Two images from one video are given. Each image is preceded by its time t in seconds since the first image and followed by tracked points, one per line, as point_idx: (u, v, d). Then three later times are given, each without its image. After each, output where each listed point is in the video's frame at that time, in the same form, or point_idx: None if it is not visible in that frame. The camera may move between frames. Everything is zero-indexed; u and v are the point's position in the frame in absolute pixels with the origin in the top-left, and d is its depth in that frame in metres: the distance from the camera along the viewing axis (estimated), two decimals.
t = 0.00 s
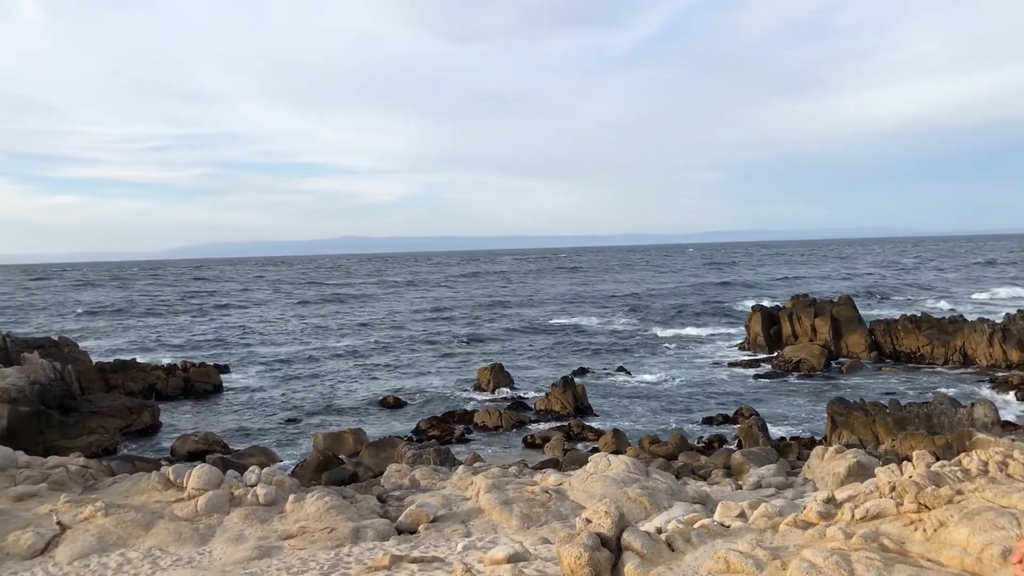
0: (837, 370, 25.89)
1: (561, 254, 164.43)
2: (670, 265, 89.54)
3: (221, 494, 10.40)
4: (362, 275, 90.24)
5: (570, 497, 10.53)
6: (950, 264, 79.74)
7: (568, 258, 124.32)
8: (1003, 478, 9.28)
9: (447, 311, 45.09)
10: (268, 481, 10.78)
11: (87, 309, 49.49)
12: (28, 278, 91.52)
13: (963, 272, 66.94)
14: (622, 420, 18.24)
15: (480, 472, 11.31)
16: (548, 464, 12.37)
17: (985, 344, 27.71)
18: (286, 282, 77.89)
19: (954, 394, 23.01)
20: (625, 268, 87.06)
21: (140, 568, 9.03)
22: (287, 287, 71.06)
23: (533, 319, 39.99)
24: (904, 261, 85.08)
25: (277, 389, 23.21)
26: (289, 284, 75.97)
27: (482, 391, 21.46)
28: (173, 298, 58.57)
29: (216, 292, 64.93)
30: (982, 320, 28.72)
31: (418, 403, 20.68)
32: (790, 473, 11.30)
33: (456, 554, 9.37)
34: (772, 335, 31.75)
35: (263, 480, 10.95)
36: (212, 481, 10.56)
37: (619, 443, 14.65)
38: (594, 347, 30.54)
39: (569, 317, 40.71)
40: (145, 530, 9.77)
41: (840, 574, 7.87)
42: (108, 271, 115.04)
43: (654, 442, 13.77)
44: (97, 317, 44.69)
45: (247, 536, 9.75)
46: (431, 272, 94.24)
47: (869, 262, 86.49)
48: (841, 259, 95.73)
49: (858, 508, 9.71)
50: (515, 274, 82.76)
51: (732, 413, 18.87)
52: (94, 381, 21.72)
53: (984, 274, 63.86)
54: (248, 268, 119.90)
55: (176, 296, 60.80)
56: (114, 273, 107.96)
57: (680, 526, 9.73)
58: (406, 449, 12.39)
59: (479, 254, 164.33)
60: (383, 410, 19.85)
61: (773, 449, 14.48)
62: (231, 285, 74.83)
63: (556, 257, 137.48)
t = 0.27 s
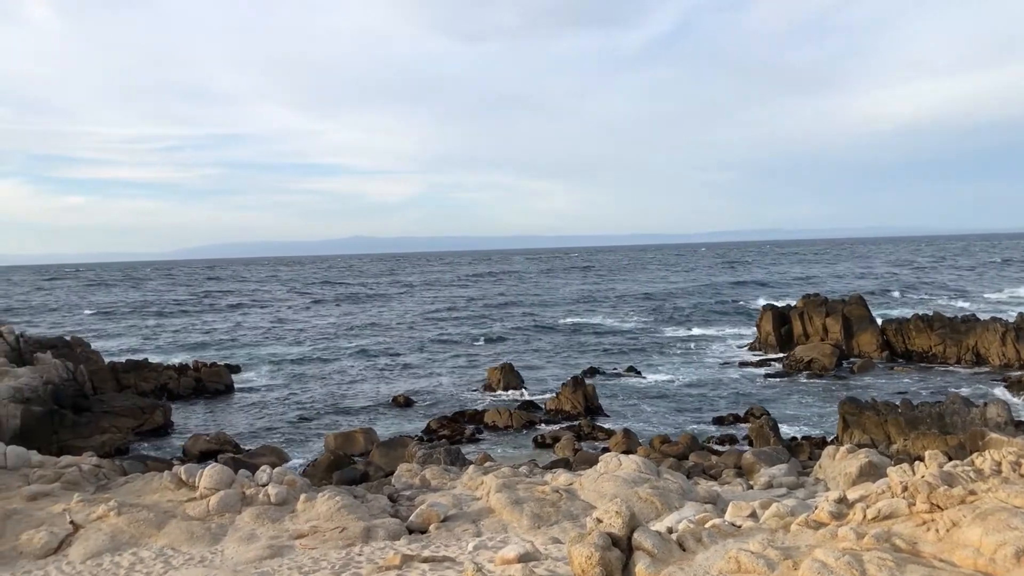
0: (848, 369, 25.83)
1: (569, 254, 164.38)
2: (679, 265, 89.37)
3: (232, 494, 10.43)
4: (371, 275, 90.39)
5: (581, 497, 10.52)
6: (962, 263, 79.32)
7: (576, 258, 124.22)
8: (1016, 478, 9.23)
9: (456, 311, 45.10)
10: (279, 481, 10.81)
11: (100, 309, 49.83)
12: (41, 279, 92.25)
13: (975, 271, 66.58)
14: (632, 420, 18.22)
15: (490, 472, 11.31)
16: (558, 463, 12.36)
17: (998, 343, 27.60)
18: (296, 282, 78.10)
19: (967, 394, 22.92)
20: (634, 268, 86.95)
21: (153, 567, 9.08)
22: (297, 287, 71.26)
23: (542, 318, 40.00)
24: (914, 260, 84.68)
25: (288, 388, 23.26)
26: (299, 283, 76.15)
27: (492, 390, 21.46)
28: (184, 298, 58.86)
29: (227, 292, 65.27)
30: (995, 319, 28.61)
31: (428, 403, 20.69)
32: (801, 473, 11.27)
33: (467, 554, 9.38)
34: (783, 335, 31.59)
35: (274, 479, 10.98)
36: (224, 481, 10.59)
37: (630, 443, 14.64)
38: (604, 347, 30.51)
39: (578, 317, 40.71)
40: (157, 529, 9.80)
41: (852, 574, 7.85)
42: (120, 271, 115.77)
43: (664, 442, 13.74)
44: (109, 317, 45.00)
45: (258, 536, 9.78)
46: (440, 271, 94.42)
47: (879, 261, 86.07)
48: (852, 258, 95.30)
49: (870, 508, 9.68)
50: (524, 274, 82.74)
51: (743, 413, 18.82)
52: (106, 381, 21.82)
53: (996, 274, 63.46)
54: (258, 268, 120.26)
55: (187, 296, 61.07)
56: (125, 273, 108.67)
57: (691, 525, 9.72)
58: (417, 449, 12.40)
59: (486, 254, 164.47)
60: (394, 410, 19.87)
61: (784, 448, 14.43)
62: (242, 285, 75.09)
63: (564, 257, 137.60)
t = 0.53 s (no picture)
0: (864, 369, 25.73)
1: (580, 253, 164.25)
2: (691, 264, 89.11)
3: (247, 492, 10.48)
4: (383, 275, 90.59)
5: (595, 496, 10.52)
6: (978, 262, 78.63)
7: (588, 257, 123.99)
8: None
9: (469, 310, 45.13)
10: (294, 479, 10.86)
11: (115, 308, 50.16)
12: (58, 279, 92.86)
13: (991, 270, 66.01)
14: (646, 420, 18.17)
15: (504, 471, 11.32)
16: (572, 462, 12.35)
17: (1015, 343, 27.37)
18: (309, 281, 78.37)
19: (983, 394, 22.75)
20: (647, 267, 86.77)
21: (169, 564, 9.13)
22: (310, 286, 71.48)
23: (555, 318, 39.98)
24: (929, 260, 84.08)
25: (303, 387, 23.30)
26: (312, 283, 76.45)
27: (506, 389, 21.43)
28: (199, 297, 59.24)
29: (242, 291, 65.56)
30: (1012, 318, 28.37)
31: (442, 402, 20.72)
32: (815, 473, 11.23)
33: (481, 552, 9.39)
34: (798, 334, 31.61)
35: (288, 478, 11.02)
36: (239, 480, 10.64)
37: (644, 442, 14.61)
38: (617, 346, 30.46)
39: (590, 316, 40.69)
40: (173, 527, 9.86)
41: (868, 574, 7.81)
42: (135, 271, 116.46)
43: (678, 441, 13.70)
44: (125, 316, 45.29)
45: (273, 534, 9.82)
46: (452, 271, 94.52)
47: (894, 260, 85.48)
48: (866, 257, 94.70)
49: (885, 508, 9.63)
50: (536, 273, 82.70)
51: (758, 412, 18.75)
52: (122, 380, 21.95)
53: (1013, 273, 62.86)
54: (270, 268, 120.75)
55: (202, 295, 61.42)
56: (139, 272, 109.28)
57: (705, 525, 9.70)
58: (430, 448, 12.41)
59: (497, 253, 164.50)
60: (408, 409, 19.87)
61: (799, 448, 14.39)
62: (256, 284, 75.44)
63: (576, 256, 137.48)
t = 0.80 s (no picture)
0: (884, 369, 25.59)
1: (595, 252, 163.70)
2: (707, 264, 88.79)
3: (266, 490, 10.53)
4: (399, 274, 90.83)
5: (612, 496, 10.51)
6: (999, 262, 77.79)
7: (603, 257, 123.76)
8: None
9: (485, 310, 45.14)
10: (312, 478, 10.90)
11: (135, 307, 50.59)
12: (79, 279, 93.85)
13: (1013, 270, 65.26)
14: (664, 421, 18.11)
15: (521, 471, 11.32)
16: (589, 462, 12.33)
17: None
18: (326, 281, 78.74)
19: (1005, 395, 22.55)
20: (662, 266, 86.55)
21: (189, 561, 9.19)
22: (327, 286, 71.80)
23: (571, 318, 39.95)
24: (949, 259, 83.27)
25: (321, 387, 23.36)
26: (329, 282, 76.80)
27: (524, 389, 21.37)
28: (218, 296, 59.65)
29: (259, 291, 65.93)
30: None
31: (460, 401, 20.73)
32: (835, 474, 11.17)
33: (498, 552, 9.39)
34: (817, 334, 31.52)
35: (307, 476, 11.06)
36: (258, 478, 10.69)
37: (662, 443, 14.57)
38: (634, 346, 30.40)
39: (606, 316, 40.61)
40: (192, 525, 9.92)
41: None
42: (153, 271, 117.49)
43: (696, 442, 13.65)
44: (145, 316, 45.66)
45: (292, 532, 9.86)
46: (467, 270, 94.66)
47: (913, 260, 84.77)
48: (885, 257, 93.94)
49: (905, 509, 9.56)
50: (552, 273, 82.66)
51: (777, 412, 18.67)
52: (143, 379, 22.09)
53: None
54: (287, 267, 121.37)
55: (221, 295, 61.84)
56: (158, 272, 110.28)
57: (723, 525, 9.66)
58: (448, 447, 12.43)
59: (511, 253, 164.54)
60: (426, 408, 19.87)
61: (818, 449, 14.33)
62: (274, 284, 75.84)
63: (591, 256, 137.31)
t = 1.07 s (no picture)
0: (909, 372, 25.43)
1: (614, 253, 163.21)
2: (728, 265, 88.42)
3: (289, 490, 10.60)
4: (419, 276, 91.15)
5: (633, 498, 10.50)
6: None
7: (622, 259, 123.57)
8: None
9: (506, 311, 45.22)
10: (334, 477, 10.97)
11: (159, 308, 51.16)
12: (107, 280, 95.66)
13: None
14: (687, 423, 18.05)
15: (542, 472, 11.33)
16: (610, 463, 12.32)
17: None
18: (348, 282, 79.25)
19: None
20: (682, 268, 86.28)
21: (212, 560, 9.27)
22: (349, 287, 72.23)
23: (592, 319, 39.90)
24: (974, 261, 82.38)
25: (344, 387, 23.43)
26: (350, 283, 77.24)
27: (545, 391, 21.31)
28: (241, 297, 60.19)
29: (283, 291, 66.46)
30: None
31: (482, 402, 20.74)
32: (858, 477, 11.12)
33: (519, 553, 9.41)
34: (841, 337, 31.33)
35: (329, 476, 11.12)
36: (281, 477, 10.77)
37: (684, 445, 14.53)
38: (655, 348, 30.33)
39: (626, 317, 40.53)
40: (216, 524, 10.00)
41: None
42: (176, 271, 118.94)
43: (718, 443, 13.62)
44: (170, 316, 46.21)
45: (314, 531, 9.93)
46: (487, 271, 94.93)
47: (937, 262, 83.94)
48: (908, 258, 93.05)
49: (929, 513, 9.47)
50: (571, 274, 82.68)
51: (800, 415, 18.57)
52: (168, 379, 22.29)
53: None
54: (307, 268, 122.14)
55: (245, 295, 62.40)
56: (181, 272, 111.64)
57: (745, 528, 9.62)
58: (469, 448, 12.47)
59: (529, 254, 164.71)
60: (448, 409, 19.89)
61: (841, 452, 14.27)
62: (296, 284, 76.37)
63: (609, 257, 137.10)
